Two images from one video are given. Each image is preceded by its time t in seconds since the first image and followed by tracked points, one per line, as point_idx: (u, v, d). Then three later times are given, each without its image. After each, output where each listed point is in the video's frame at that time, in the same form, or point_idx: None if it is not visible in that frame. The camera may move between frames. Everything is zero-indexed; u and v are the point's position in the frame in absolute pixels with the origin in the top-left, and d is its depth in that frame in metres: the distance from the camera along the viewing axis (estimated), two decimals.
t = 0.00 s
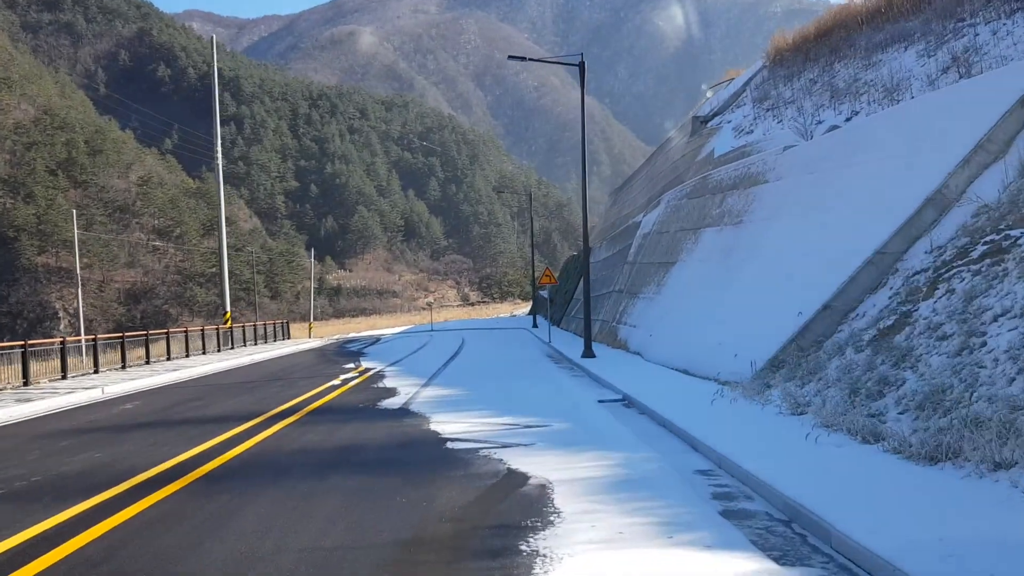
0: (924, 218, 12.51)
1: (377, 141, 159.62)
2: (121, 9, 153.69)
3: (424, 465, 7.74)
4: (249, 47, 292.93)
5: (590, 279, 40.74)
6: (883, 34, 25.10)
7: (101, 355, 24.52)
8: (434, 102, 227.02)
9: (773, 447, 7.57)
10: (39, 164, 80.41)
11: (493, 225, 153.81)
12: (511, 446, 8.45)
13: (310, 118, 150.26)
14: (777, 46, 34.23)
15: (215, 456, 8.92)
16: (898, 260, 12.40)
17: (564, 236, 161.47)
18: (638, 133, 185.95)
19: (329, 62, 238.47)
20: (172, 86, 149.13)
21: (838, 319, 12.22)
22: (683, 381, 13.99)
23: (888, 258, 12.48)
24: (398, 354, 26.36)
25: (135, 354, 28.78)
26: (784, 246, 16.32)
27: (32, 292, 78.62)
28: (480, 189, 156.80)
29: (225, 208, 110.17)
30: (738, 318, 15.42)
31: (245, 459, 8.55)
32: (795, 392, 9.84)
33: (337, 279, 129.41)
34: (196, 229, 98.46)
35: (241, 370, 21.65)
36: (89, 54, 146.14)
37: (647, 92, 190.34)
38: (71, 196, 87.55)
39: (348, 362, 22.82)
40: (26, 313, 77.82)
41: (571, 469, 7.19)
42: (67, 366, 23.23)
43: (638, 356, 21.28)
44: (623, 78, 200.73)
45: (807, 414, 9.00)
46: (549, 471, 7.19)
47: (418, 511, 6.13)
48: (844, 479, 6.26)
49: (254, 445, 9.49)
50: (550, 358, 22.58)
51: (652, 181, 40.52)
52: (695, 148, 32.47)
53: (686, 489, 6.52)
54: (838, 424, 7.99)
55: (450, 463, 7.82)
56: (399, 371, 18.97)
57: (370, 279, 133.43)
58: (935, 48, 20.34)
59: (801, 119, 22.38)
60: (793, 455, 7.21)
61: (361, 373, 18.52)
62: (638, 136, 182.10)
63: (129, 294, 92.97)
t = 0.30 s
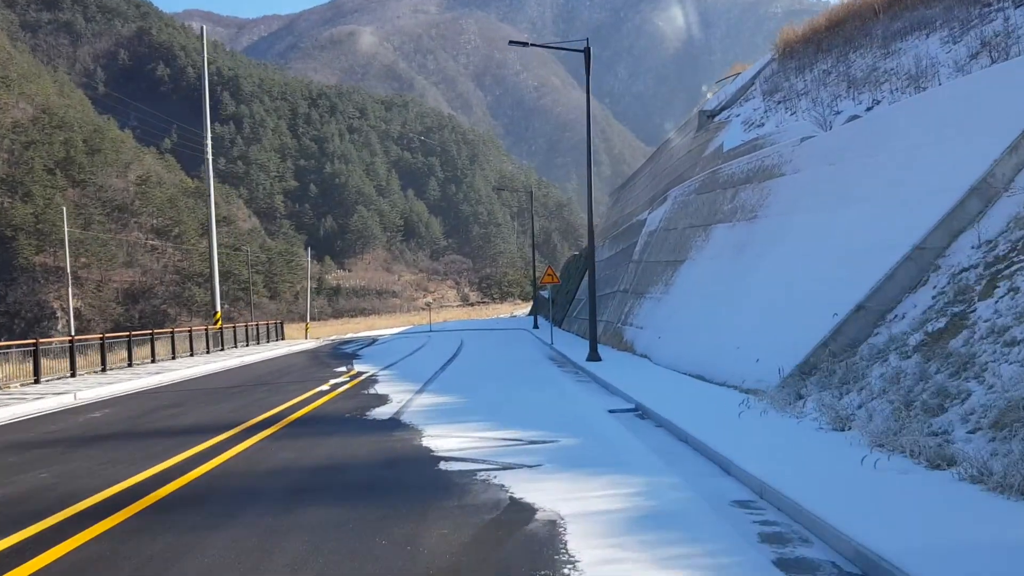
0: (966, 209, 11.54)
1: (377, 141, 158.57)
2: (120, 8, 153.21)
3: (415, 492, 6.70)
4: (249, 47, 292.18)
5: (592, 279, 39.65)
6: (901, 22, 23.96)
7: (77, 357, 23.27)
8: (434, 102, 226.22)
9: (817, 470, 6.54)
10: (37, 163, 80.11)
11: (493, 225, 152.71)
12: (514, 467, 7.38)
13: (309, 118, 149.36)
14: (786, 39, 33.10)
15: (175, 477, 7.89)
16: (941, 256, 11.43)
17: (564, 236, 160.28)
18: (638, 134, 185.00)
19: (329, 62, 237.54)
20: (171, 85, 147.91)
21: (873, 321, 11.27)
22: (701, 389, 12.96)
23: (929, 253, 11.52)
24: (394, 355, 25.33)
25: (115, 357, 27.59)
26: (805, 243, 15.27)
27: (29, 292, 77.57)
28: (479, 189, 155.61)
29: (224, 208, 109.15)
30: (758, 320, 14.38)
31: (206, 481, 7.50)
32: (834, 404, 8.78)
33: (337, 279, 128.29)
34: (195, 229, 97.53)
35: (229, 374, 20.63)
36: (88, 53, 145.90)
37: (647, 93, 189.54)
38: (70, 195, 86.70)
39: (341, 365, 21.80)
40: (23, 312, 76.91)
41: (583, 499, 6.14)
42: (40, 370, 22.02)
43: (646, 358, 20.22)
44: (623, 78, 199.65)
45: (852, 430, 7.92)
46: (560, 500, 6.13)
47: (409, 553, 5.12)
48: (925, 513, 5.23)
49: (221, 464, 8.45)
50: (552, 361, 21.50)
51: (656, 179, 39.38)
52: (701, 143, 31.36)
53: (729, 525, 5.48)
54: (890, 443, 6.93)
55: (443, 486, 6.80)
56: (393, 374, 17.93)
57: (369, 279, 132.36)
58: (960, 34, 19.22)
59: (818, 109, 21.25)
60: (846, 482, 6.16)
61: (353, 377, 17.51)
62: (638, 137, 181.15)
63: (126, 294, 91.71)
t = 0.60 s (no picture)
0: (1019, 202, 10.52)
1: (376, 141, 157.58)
2: (119, 7, 153.62)
3: (402, 527, 5.64)
4: (251, 48, 292.26)
5: (595, 280, 38.54)
6: (921, 11, 22.85)
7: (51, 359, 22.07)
8: (434, 103, 225.62)
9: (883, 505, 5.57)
10: (34, 163, 80.01)
11: (493, 226, 151.58)
12: (516, 496, 6.34)
13: (309, 118, 148.63)
14: (796, 32, 31.90)
15: (122, 506, 6.84)
16: (992, 254, 10.48)
17: (564, 236, 158.86)
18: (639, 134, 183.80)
19: (329, 62, 237.10)
20: (171, 85, 145.63)
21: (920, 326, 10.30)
22: (723, 400, 11.96)
23: (979, 249, 10.58)
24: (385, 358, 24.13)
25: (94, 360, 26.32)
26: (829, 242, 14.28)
27: (26, 292, 76.36)
28: (479, 190, 154.46)
29: (223, 207, 108.25)
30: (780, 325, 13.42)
31: (153, 512, 6.42)
32: (882, 419, 7.77)
33: (336, 280, 127.12)
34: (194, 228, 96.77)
35: (213, 378, 19.48)
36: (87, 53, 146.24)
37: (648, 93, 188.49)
38: (67, 195, 86.01)
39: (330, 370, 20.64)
40: (20, 312, 75.85)
41: (606, 543, 5.12)
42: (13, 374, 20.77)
43: (654, 362, 19.20)
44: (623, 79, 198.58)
45: (912, 452, 6.90)
46: (582, 546, 5.10)
47: None
48: None
49: (176, 490, 7.39)
50: (555, 365, 20.44)
51: (660, 176, 38.24)
52: (709, 139, 30.21)
53: None
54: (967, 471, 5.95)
55: (436, 520, 5.76)
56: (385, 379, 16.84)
57: (368, 279, 131.29)
58: (990, 20, 18.15)
59: (836, 100, 20.17)
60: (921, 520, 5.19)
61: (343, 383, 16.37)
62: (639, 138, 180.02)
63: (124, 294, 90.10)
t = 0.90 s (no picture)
0: None
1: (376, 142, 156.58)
2: (119, 8, 152.42)
3: None
4: (251, 48, 291.58)
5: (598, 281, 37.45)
6: None
7: (23, 365, 20.86)
8: (434, 104, 224.71)
9: (903, 505, 5.88)
10: (33, 164, 79.62)
11: (493, 227, 150.46)
12: (521, 541, 5.37)
13: (309, 119, 147.75)
14: (807, 24, 30.73)
15: (53, 548, 5.82)
16: None
17: (564, 238, 157.70)
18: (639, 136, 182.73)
19: (329, 63, 236.18)
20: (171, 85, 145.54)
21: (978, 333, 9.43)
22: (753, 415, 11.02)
23: None
24: (380, 364, 22.97)
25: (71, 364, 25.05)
26: (861, 242, 13.33)
27: (24, 293, 75.19)
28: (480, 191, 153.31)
29: (222, 208, 107.43)
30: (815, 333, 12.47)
31: (81, 560, 5.39)
32: (950, 442, 6.82)
33: (335, 281, 126.09)
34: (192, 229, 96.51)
35: (197, 384, 18.41)
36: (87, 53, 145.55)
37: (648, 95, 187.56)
38: (65, 196, 85.12)
39: (322, 374, 19.58)
40: (18, 314, 75.13)
41: None
42: None
43: (665, 368, 18.11)
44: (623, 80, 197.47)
45: (996, 485, 5.93)
46: None
47: None
48: None
49: (120, 525, 6.36)
50: (559, 371, 19.42)
51: (667, 173, 37.00)
52: (717, 135, 29.09)
53: None
54: None
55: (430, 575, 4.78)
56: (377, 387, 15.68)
57: (367, 281, 130.38)
58: None
59: (857, 91, 19.09)
60: (948, 524, 5.40)
61: (331, 391, 15.24)
62: (639, 140, 179.01)
63: (123, 295, 89.30)
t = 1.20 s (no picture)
0: None
1: (376, 141, 155.61)
2: (118, 7, 151.53)
3: None
4: (251, 48, 290.46)
5: (601, 282, 36.33)
6: None
7: None
8: (434, 103, 223.61)
9: (905, 505, 6.18)
10: (31, 163, 79.16)
11: (493, 227, 149.29)
12: None
13: (309, 118, 146.67)
14: (819, 13, 29.48)
15: None
16: None
17: (564, 237, 156.46)
18: (640, 135, 181.62)
19: (328, 62, 234.96)
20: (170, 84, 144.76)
21: None
22: (786, 429, 10.00)
23: None
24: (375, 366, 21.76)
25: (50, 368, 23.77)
26: (891, 234, 12.31)
27: (23, 292, 73.78)
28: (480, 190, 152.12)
29: (222, 207, 106.68)
30: (849, 335, 11.43)
31: None
32: None
33: (335, 280, 125.01)
34: (191, 228, 95.73)
35: (178, 389, 17.25)
36: (86, 52, 143.27)
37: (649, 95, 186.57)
38: (64, 195, 84.75)
39: (312, 377, 18.41)
40: (17, 312, 73.94)
41: None
42: None
43: (676, 371, 16.98)
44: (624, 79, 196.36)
45: None
46: None
47: None
48: None
49: (59, 559, 5.33)
50: (563, 374, 18.31)
51: (672, 169, 35.77)
52: (726, 128, 27.93)
53: None
54: None
55: None
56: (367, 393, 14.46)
57: (367, 280, 129.28)
58: None
59: (881, 76, 17.98)
60: (950, 520, 5.73)
61: (318, 396, 14.02)
62: (640, 139, 177.94)
63: (122, 295, 88.05)
